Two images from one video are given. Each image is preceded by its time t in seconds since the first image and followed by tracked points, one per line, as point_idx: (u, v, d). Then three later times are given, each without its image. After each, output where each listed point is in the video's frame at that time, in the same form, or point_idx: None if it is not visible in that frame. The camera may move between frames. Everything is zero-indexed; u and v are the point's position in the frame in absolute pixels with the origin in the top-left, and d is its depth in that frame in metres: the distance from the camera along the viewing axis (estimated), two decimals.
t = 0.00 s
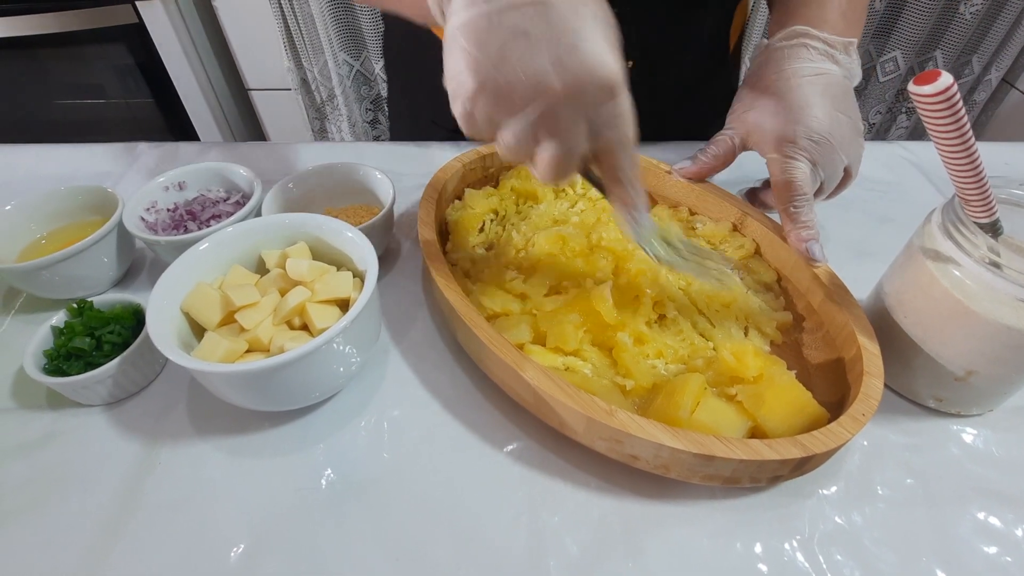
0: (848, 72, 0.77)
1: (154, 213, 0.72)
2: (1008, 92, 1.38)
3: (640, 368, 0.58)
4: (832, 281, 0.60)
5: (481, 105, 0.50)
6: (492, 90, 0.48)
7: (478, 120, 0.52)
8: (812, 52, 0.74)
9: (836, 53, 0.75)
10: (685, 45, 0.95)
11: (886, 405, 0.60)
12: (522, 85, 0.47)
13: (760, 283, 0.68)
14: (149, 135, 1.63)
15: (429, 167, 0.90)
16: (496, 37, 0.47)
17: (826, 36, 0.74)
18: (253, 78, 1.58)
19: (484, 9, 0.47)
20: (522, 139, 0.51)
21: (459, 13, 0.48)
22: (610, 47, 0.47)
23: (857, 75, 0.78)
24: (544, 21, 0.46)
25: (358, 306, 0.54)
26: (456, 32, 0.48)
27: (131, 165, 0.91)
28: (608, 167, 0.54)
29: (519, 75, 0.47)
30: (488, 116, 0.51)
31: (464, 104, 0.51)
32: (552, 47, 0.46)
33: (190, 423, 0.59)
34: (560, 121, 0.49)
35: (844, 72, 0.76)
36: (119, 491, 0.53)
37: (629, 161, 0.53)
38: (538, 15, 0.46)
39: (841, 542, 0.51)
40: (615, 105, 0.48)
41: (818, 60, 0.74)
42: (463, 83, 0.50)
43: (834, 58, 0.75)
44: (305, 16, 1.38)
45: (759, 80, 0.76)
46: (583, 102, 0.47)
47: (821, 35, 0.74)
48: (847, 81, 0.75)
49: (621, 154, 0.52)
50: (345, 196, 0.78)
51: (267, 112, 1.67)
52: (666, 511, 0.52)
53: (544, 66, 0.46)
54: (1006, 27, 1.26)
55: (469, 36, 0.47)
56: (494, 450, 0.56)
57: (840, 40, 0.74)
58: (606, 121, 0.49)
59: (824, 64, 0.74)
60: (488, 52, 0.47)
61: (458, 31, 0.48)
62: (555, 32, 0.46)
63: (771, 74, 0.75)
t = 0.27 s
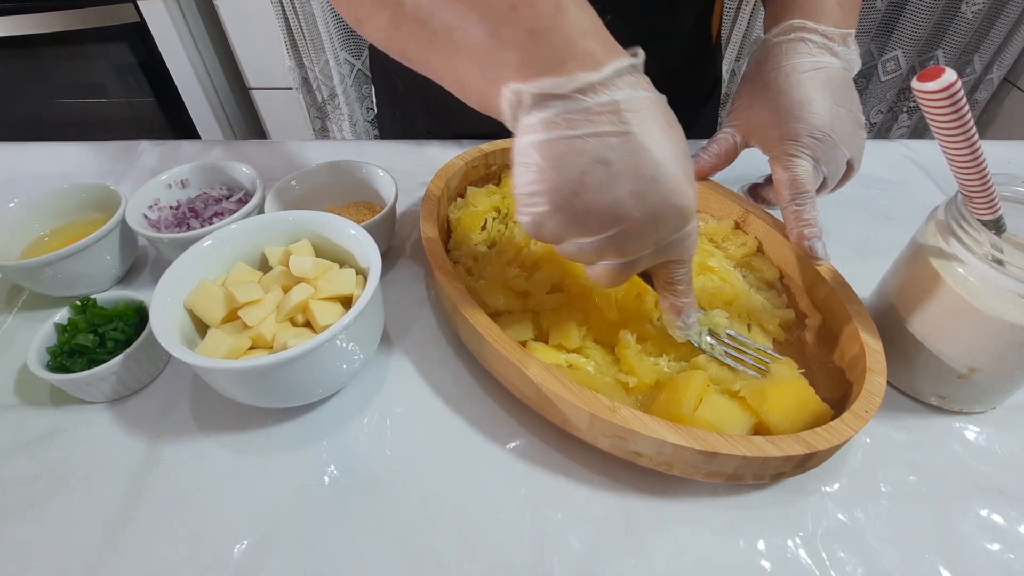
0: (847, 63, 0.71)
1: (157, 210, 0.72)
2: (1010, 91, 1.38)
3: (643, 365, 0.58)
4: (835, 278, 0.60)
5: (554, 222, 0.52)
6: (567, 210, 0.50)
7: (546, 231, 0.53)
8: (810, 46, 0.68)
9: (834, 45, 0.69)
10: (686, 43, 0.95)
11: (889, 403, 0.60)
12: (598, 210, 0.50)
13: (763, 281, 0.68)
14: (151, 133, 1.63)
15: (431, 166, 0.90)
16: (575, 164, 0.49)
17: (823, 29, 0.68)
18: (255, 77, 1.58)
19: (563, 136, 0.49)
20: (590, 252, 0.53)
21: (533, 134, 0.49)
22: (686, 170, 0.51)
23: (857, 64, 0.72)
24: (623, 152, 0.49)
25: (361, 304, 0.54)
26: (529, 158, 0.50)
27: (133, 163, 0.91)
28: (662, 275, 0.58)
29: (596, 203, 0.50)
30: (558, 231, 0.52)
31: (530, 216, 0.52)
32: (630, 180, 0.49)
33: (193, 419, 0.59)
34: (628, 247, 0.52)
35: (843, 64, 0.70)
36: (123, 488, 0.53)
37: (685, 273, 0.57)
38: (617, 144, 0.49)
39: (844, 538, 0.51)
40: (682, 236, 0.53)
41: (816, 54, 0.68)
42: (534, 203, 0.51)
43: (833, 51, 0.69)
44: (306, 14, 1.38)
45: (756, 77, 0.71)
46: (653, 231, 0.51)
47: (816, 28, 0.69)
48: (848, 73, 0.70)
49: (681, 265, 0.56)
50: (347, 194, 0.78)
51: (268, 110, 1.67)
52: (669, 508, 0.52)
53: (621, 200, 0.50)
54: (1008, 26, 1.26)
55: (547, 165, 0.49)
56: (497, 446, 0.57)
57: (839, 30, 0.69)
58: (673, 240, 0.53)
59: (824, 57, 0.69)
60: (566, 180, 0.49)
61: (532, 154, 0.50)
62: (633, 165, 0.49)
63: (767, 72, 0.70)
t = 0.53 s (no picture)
0: (847, 61, 0.71)
1: (159, 208, 0.72)
2: (1009, 91, 1.38)
3: (643, 362, 0.58)
4: (834, 276, 0.60)
5: (618, 203, 0.51)
6: (636, 193, 0.50)
7: (607, 211, 0.52)
8: (809, 44, 0.68)
9: (834, 43, 0.69)
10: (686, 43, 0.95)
11: (887, 400, 0.61)
12: (663, 195, 0.50)
13: (763, 279, 0.68)
14: (152, 132, 1.63)
15: (431, 164, 0.90)
16: (647, 146, 0.49)
17: (822, 26, 0.68)
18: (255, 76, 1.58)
19: (635, 121, 0.49)
20: (640, 234, 0.54)
21: (603, 117, 0.49)
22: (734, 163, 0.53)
23: (857, 61, 0.72)
24: (688, 139, 0.50)
25: (362, 301, 0.54)
26: (597, 139, 0.49)
27: (135, 161, 0.91)
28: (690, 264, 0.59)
29: (664, 187, 0.50)
30: (619, 212, 0.52)
31: (594, 193, 0.51)
32: (695, 166, 0.50)
33: (195, 416, 0.59)
34: (679, 230, 0.53)
35: (843, 62, 0.70)
36: (126, 484, 0.54)
37: (712, 260, 0.58)
38: (684, 131, 0.50)
39: (843, 534, 0.51)
40: (724, 223, 0.55)
41: (815, 52, 0.68)
42: (599, 183, 0.50)
43: (832, 48, 0.69)
44: (306, 13, 1.39)
45: (754, 75, 0.71)
46: (705, 217, 0.53)
47: (816, 25, 0.68)
48: (847, 71, 0.70)
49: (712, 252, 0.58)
50: (348, 192, 0.79)
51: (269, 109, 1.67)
52: (669, 504, 0.53)
53: (687, 185, 0.50)
54: (1007, 26, 1.26)
55: (617, 147, 0.49)
56: (497, 443, 0.57)
57: (838, 28, 0.68)
58: (717, 227, 0.55)
59: (822, 55, 0.68)
60: (641, 160, 0.49)
61: (601, 136, 0.49)
62: (698, 152, 0.50)
63: (766, 70, 0.70)
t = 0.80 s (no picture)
0: (853, 57, 0.70)
1: (160, 207, 0.73)
2: (1009, 91, 1.38)
3: (643, 361, 0.58)
4: (834, 275, 0.61)
5: (607, 173, 0.51)
6: (624, 163, 0.50)
7: (597, 180, 0.52)
8: (808, 43, 0.68)
9: (835, 40, 0.68)
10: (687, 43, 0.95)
11: (887, 399, 0.61)
12: (650, 165, 0.50)
13: (762, 278, 0.68)
14: (153, 132, 1.63)
15: (432, 164, 0.91)
16: (637, 116, 0.48)
17: (822, 24, 0.67)
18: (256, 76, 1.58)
19: (625, 93, 0.48)
20: (628, 206, 0.54)
21: (595, 87, 0.48)
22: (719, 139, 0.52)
23: (864, 58, 0.71)
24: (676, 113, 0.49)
25: (364, 300, 0.55)
26: (589, 110, 0.49)
27: (136, 161, 0.91)
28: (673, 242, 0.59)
29: (652, 158, 0.49)
30: (609, 183, 0.52)
31: (583, 160, 0.51)
32: (683, 139, 0.50)
33: (196, 415, 0.59)
34: (667, 204, 0.53)
35: (847, 59, 0.69)
36: (128, 482, 0.54)
37: (695, 235, 0.56)
38: (671, 105, 0.49)
39: (842, 532, 0.51)
40: (709, 200, 0.54)
41: (815, 50, 0.68)
42: (590, 153, 0.51)
43: (833, 45, 0.68)
44: (306, 13, 1.39)
45: (754, 75, 0.71)
46: (690, 193, 0.52)
47: (815, 23, 0.68)
48: (852, 68, 0.69)
49: (694, 233, 0.56)
50: (349, 192, 0.79)
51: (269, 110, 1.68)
52: (669, 502, 0.53)
53: (672, 158, 0.50)
54: (1007, 26, 1.27)
55: (607, 115, 0.48)
56: (498, 441, 0.57)
57: (839, 26, 0.68)
58: (703, 203, 0.54)
59: (822, 54, 0.68)
60: (629, 130, 0.48)
61: (592, 106, 0.49)
62: (685, 126, 0.50)
63: (765, 69, 0.70)
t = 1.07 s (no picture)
0: (858, 56, 0.69)
1: (162, 207, 0.73)
2: (1009, 91, 1.38)
3: (645, 360, 0.58)
4: (835, 274, 0.61)
5: (589, 137, 0.40)
6: (611, 120, 0.38)
7: (575, 147, 0.41)
8: (810, 42, 0.68)
9: (838, 39, 0.68)
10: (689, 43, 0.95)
11: (888, 398, 0.61)
12: (645, 124, 0.37)
13: (763, 278, 0.68)
14: (154, 132, 1.63)
15: (433, 164, 0.91)
16: (629, 62, 0.37)
17: (825, 23, 0.67)
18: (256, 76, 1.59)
19: (615, 35, 0.38)
20: (622, 175, 0.41)
21: (581, 29, 0.39)
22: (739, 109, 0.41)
23: (871, 58, 0.70)
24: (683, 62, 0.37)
25: (366, 299, 0.55)
26: (571, 54, 0.39)
27: (138, 161, 0.91)
28: (681, 225, 0.46)
29: (648, 115, 0.37)
30: (591, 150, 0.41)
31: (563, 118, 0.40)
32: (688, 93, 0.38)
33: (199, 414, 0.59)
34: (668, 179, 0.41)
35: (851, 58, 0.68)
36: (130, 481, 0.54)
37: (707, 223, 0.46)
38: (676, 53, 0.38)
39: (844, 531, 0.51)
40: (724, 174, 0.42)
41: (817, 50, 0.68)
42: (567, 109, 0.39)
43: (837, 45, 0.68)
44: (307, 13, 1.39)
45: (757, 74, 0.71)
46: (698, 166, 0.40)
47: (819, 22, 0.68)
48: (857, 67, 0.68)
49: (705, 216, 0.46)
50: (350, 192, 0.79)
51: (270, 109, 1.68)
52: (671, 501, 0.53)
53: (673, 118, 0.37)
54: (1007, 26, 1.27)
55: (591, 61, 0.38)
56: (500, 441, 0.57)
57: (843, 25, 0.67)
58: (715, 182, 0.42)
59: (825, 53, 0.68)
60: (616, 79, 0.37)
61: (575, 51, 0.38)
62: (694, 79, 0.38)
63: (767, 68, 0.70)
